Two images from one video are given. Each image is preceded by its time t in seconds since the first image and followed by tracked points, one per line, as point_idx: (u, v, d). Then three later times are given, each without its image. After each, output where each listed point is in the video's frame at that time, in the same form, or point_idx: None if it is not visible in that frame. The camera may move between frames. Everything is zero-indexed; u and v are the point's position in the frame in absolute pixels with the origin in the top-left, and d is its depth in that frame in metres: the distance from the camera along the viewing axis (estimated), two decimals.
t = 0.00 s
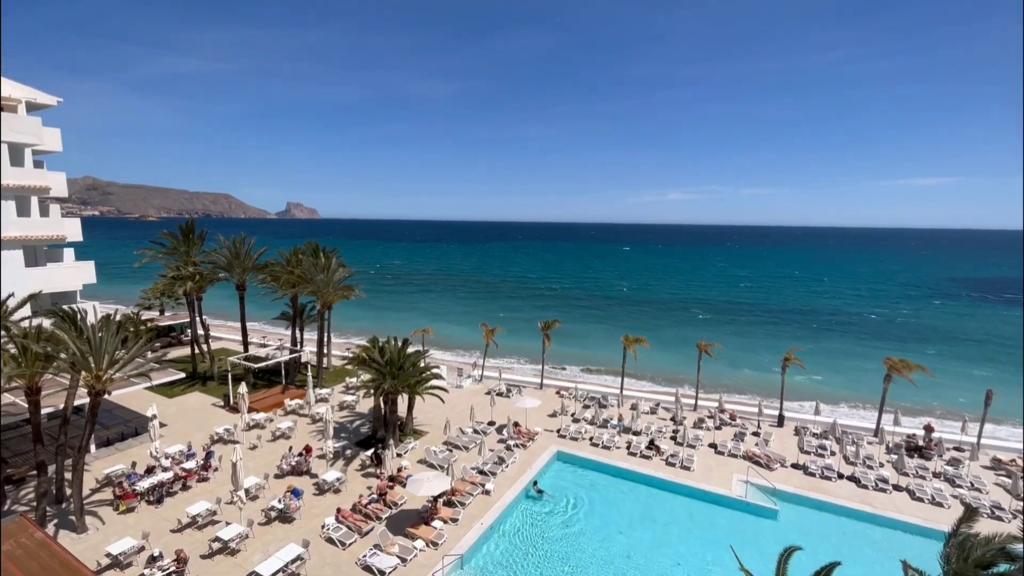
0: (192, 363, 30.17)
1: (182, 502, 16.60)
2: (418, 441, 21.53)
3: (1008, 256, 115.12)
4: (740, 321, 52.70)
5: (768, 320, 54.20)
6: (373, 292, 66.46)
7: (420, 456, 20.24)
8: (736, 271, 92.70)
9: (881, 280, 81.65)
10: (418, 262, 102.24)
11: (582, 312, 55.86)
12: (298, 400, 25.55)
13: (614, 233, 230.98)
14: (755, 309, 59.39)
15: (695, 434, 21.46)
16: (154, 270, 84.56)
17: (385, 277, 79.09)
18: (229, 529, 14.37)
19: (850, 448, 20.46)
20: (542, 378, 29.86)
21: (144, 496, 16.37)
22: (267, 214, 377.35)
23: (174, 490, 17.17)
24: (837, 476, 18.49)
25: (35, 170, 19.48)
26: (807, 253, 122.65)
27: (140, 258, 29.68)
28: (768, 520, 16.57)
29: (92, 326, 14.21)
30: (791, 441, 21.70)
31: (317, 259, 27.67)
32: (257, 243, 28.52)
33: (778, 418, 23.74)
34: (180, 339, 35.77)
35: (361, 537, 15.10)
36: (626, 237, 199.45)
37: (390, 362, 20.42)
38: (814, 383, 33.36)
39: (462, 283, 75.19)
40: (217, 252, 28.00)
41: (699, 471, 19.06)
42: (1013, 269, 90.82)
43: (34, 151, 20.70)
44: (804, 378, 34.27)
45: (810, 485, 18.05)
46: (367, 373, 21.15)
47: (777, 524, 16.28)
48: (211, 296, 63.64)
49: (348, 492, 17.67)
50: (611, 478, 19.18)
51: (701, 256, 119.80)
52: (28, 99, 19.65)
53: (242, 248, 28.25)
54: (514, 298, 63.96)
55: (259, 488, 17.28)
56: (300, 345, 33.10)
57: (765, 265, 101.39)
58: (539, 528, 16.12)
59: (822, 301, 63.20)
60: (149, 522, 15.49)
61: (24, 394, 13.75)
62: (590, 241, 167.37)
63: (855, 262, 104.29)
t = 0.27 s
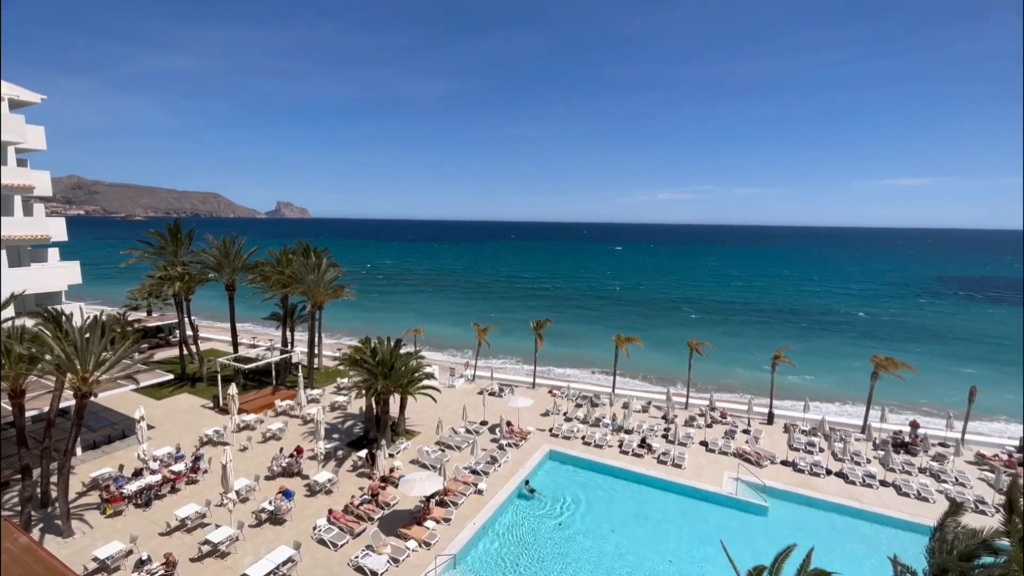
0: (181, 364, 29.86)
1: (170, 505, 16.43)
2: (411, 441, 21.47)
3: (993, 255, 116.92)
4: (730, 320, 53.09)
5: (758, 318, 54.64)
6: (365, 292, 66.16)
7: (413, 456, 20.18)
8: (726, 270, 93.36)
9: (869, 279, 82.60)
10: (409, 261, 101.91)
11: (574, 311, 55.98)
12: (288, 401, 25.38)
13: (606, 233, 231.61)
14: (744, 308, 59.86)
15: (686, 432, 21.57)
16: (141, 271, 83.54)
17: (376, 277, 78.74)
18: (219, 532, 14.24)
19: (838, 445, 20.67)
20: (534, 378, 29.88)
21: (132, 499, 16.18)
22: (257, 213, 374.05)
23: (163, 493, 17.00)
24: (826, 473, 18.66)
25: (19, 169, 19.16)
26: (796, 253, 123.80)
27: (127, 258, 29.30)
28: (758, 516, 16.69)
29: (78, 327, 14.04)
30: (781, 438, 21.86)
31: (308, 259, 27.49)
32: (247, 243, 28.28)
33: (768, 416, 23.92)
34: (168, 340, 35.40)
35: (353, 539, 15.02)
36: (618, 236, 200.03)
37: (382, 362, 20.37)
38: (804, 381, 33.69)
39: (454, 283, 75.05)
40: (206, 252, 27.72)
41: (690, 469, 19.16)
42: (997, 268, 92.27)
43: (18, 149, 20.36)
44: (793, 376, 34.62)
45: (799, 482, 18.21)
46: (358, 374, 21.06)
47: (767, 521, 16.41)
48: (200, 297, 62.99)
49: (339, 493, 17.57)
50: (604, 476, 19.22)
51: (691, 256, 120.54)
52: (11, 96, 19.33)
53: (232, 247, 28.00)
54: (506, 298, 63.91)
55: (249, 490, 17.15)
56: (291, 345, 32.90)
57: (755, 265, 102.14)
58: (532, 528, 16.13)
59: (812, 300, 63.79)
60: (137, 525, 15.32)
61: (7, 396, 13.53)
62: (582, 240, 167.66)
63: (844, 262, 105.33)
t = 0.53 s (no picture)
0: (169, 365, 29.55)
1: (159, 508, 16.28)
2: (402, 441, 21.42)
3: (978, 254, 118.75)
4: (721, 319, 53.47)
5: (748, 317, 55.07)
6: (356, 291, 65.87)
7: (405, 456, 20.13)
8: (717, 269, 94.01)
9: (857, 277, 83.51)
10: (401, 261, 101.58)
11: (566, 311, 56.13)
12: (279, 402, 25.21)
13: (597, 232, 232.20)
14: (735, 307, 60.35)
15: (678, 430, 21.70)
16: (128, 271, 82.52)
17: (368, 277, 78.42)
18: (209, 534, 14.13)
19: (826, 441, 20.89)
20: (527, 377, 29.92)
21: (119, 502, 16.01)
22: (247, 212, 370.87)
23: (151, 496, 16.82)
24: (814, 469, 18.85)
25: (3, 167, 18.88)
26: (785, 253, 124.87)
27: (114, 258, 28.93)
28: (748, 513, 16.83)
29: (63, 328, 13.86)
30: (771, 435, 22.06)
31: (299, 259, 27.33)
32: (236, 243, 28.05)
33: (757, 413, 24.12)
34: (156, 341, 35.02)
35: (344, 539, 14.97)
36: (610, 236, 200.53)
37: (374, 362, 20.29)
38: (792, 379, 34.03)
39: (446, 282, 74.89)
40: (195, 252, 27.46)
41: (681, 466, 19.29)
42: (982, 267, 93.71)
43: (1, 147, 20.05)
44: (782, 374, 34.96)
45: (789, 478, 18.39)
46: (350, 374, 20.97)
47: (757, 517, 16.55)
48: (188, 297, 62.32)
49: (331, 494, 17.48)
50: (596, 475, 19.29)
51: (682, 255, 121.26)
52: None
53: (221, 247, 27.77)
54: (498, 297, 63.87)
55: (239, 491, 17.02)
56: (282, 345, 32.68)
57: (746, 263, 102.88)
58: (524, 526, 16.15)
59: (801, 299, 64.40)
60: (125, 529, 15.15)
61: None
62: (573, 240, 167.96)
63: (832, 261, 106.47)
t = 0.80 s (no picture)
0: (157, 366, 29.21)
1: (146, 511, 16.09)
2: (394, 441, 21.35)
3: (964, 252, 120.50)
4: (711, 317, 53.82)
5: (739, 315, 55.45)
6: (346, 291, 65.51)
7: (396, 456, 20.07)
8: (708, 268, 94.61)
9: (846, 275, 84.35)
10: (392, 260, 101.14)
11: (557, 310, 56.20)
12: (269, 402, 25.02)
13: (589, 231, 232.69)
14: (725, 305, 60.78)
15: (669, 427, 21.83)
16: (113, 271, 81.41)
17: (358, 276, 78.02)
18: (198, 536, 14.00)
19: (815, 437, 21.09)
20: (518, 375, 29.94)
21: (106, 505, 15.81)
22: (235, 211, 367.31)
23: (138, 498, 16.64)
24: (803, 465, 19.04)
25: None
26: (775, 251, 125.89)
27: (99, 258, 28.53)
28: (739, 509, 16.96)
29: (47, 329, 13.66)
30: (760, 432, 22.26)
31: (288, 258, 27.13)
32: (224, 242, 27.78)
33: (747, 410, 24.32)
34: (143, 341, 34.60)
35: (336, 540, 14.90)
36: (601, 235, 201.03)
37: (365, 361, 20.21)
38: (781, 376, 34.34)
39: (438, 281, 74.69)
40: (182, 251, 27.16)
41: (672, 463, 19.40)
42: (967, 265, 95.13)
43: None
44: (771, 371, 35.27)
45: (778, 474, 18.56)
46: (341, 373, 20.86)
47: (748, 513, 16.69)
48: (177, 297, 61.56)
49: (322, 494, 17.39)
50: (588, 472, 19.35)
51: (672, 253, 121.93)
52: None
53: (209, 246, 27.49)
54: (489, 296, 63.79)
55: (229, 493, 16.87)
56: (271, 345, 32.44)
57: (736, 262, 103.63)
58: (516, 525, 16.16)
59: (790, 297, 64.99)
60: (112, 532, 14.97)
61: None
62: (565, 238, 168.23)
63: (821, 259, 107.51)
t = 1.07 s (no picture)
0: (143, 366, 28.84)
1: (133, 512, 15.91)
2: (385, 439, 21.29)
3: (949, 249, 122.46)
4: (701, 314, 54.21)
5: (729, 311, 55.92)
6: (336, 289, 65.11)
7: (388, 454, 20.01)
8: (697, 265, 95.28)
9: (833, 272, 85.35)
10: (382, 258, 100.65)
11: (549, 307, 56.30)
12: (258, 402, 24.82)
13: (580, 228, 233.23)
14: (714, 302, 61.25)
15: (659, 423, 21.97)
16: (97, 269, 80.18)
17: (348, 274, 77.58)
18: (186, 537, 13.87)
19: (803, 432, 21.35)
20: (510, 373, 29.96)
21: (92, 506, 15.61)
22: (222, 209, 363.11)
23: (125, 499, 16.44)
24: (791, 459, 19.27)
25: None
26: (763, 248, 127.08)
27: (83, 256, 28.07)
28: (729, 503, 17.13)
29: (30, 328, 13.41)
30: (749, 427, 22.48)
31: (277, 256, 26.89)
32: (212, 240, 27.47)
33: (737, 406, 24.55)
34: (128, 341, 34.14)
35: (327, 539, 14.83)
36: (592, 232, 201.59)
37: (355, 359, 20.12)
38: (770, 372, 34.70)
39: (429, 279, 74.49)
40: (168, 249, 26.82)
41: (663, 459, 19.53)
42: (952, 261, 96.69)
43: None
44: (760, 367, 35.63)
45: (767, 468, 18.76)
46: (331, 372, 20.74)
47: (737, 507, 16.86)
48: (163, 296, 60.80)
49: (313, 493, 17.30)
50: (579, 469, 19.43)
51: (663, 251, 122.53)
52: None
53: (196, 244, 27.16)
54: (481, 294, 63.78)
55: (218, 493, 16.73)
56: (261, 344, 32.20)
57: (725, 259, 104.44)
58: (508, 522, 16.18)
59: (778, 294, 65.64)
60: (98, 534, 14.79)
61: None
62: (556, 236, 168.39)
63: (809, 256, 108.69)
